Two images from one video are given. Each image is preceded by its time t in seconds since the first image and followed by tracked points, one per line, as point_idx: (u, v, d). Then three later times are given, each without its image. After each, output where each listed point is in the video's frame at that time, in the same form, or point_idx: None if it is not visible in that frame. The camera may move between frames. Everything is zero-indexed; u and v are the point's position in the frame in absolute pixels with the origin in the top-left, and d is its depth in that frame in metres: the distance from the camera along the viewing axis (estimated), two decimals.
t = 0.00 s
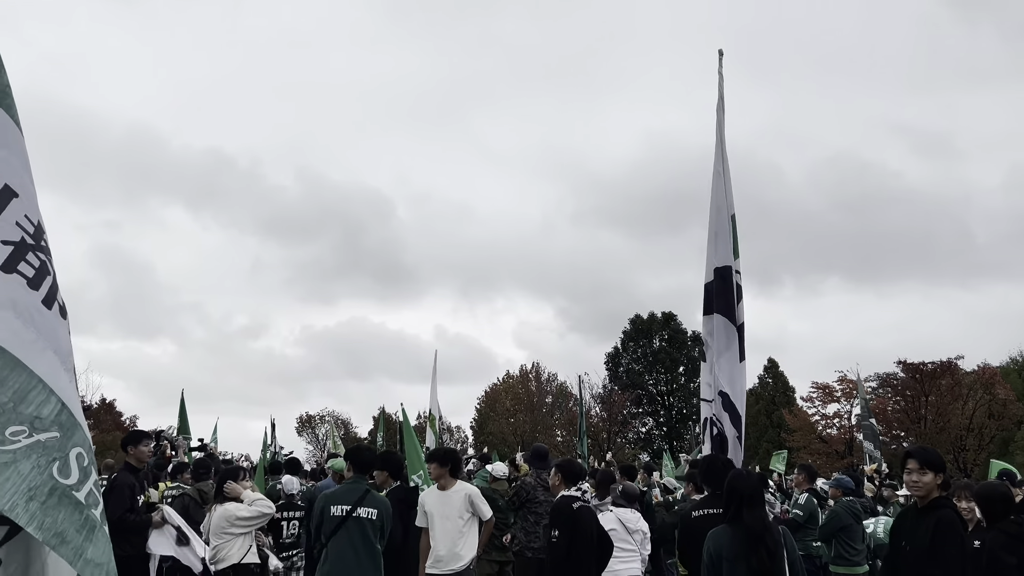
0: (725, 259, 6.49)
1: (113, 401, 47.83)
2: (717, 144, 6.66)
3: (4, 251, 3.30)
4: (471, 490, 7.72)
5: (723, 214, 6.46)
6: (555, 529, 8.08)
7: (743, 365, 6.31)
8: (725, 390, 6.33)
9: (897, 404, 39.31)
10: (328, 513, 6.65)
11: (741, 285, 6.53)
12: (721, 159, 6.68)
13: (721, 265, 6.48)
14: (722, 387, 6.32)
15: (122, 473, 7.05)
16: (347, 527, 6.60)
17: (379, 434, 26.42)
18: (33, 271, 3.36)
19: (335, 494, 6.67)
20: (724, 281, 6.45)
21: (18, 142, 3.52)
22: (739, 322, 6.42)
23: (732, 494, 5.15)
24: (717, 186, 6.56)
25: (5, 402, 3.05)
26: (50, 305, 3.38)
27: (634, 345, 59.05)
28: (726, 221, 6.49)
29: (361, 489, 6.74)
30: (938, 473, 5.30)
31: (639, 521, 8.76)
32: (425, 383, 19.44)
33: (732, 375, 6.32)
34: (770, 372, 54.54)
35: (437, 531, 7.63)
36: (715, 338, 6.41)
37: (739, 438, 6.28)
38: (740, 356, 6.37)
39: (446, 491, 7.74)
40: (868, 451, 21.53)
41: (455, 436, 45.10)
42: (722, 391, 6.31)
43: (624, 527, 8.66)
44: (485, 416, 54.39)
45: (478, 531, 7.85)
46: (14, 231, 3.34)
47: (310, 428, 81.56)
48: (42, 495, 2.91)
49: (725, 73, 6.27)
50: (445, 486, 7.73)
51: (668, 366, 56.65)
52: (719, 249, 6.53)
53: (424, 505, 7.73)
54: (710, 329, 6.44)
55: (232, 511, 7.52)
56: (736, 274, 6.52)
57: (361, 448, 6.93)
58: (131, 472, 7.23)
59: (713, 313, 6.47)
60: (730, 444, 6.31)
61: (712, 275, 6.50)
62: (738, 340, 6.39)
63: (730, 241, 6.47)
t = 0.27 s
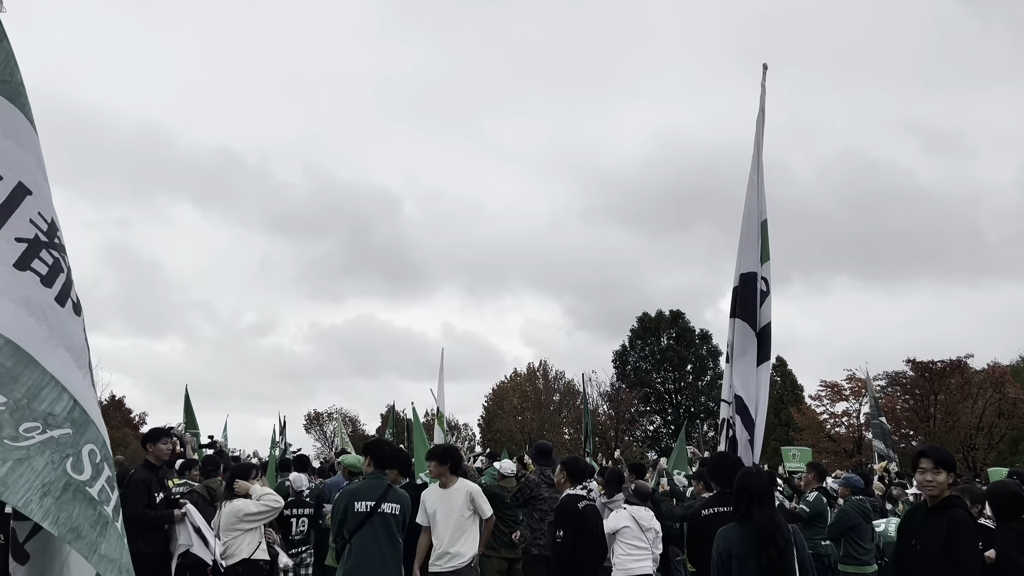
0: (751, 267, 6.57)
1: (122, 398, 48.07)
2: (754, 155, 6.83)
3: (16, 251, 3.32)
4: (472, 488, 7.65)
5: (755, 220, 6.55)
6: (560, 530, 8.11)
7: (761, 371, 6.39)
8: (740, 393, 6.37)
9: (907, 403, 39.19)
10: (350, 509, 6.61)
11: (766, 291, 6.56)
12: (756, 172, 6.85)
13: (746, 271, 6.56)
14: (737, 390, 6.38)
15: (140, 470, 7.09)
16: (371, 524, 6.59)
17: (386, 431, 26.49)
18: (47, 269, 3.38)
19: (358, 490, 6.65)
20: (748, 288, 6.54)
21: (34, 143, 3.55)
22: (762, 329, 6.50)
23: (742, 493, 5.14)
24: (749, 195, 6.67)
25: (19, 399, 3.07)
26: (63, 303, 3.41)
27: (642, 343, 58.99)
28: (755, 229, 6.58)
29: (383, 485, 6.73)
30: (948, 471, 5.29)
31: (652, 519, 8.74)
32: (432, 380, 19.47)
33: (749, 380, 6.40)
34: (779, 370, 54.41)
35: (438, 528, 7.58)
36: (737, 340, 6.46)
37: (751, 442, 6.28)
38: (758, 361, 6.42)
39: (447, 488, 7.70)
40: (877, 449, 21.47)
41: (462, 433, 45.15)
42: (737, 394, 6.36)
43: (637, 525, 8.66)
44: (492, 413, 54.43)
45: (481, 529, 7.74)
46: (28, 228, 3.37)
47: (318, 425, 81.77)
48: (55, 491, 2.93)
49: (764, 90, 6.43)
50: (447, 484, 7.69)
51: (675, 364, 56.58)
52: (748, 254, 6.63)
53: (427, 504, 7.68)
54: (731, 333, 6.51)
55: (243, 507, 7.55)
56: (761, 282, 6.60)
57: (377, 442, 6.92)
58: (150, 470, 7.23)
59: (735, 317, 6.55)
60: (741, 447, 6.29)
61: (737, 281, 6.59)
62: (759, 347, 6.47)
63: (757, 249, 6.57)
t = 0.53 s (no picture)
0: (779, 269, 6.49)
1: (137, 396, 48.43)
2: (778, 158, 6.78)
3: (35, 251, 3.37)
4: (486, 486, 7.63)
5: (779, 225, 6.48)
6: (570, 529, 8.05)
7: (786, 373, 6.35)
8: (764, 394, 6.35)
9: (921, 401, 38.96)
10: (375, 505, 6.64)
11: (791, 296, 6.48)
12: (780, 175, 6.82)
13: (772, 274, 6.51)
14: (761, 391, 6.36)
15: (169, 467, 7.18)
16: (395, 520, 6.61)
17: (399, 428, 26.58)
18: (66, 267, 3.41)
19: (381, 487, 6.68)
20: (774, 290, 6.49)
21: (54, 142, 3.59)
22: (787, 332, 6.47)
23: (757, 490, 5.13)
24: (776, 197, 6.60)
25: (37, 398, 3.11)
26: (83, 301, 3.42)
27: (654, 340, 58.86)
28: (782, 231, 6.51)
29: (407, 482, 6.75)
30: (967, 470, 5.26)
31: (665, 518, 8.72)
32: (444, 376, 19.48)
33: (773, 382, 6.38)
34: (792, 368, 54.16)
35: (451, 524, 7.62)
36: (762, 342, 6.46)
37: (773, 443, 6.27)
38: (783, 365, 6.40)
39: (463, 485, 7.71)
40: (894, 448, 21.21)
41: (474, 431, 45.23)
42: (761, 395, 6.35)
43: (650, 524, 8.63)
44: (504, 411, 54.48)
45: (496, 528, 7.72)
46: (46, 227, 3.40)
47: (331, 423, 82.08)
48: (73, 488, 2.97)
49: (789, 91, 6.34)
50: (463, 482, 7.71)
51: (688, 362, 56.43)
52: (773, 258, 6.54)
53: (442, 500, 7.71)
54: (755, 335, 6.50)
55: (259, 506, 7.61)
56: (787, 285, 6.51)
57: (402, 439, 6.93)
58: (181, 466, 7.30)
59: (759, 319, 6.52)
60: (763, 447, 6.30)
61: (762, 283, 6.56)
62: (785, 349, 6.43)
63: (784, 251, 6.49)
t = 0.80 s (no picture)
0: (792, 265, 6.47)
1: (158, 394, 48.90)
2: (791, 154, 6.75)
3: (59, 249, 3.40)
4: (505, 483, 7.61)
5: (794, 220, 6.44)
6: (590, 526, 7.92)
7: (801, 371, 6.33)
8: (779, 391, 6.32)
9: (942, 399, 38.63)
10: (391, 503, 6.66)
11: (806, 292, 6.46)
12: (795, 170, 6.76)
13: (788, 270, 6.47)
14: (777, 389, 6.32)
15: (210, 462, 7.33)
16: (411, 517, 6.62)
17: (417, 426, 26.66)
18: (89, 265, 3.44)
19: (397, 484, 6.70)
20: (790, 287, 6.46)
21: (76, 141, 3.62)
22: (802, 329, 6.44)
23: (777, 488, 5.09)
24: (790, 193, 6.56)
25: (61, 395, 3.13)
26: (106, 298, 3.45)
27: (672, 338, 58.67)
28: (796, 227, 6.48)
29: (423, 479, 6.75)
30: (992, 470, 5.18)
31: (679, 517, 8.69)
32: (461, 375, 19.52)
33: (788, 379, 6.35)
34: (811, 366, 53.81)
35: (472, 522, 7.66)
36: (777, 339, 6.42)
37: (787, 441, 6.24)
38: (798, 362, 6.37)
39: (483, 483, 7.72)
40: (915, 445, 21.02)
41: (492, 429, 45.32)
42: (776, 393, 6.31)
43: (664, 523, 8.63)
44: (521, 409, 54.53)
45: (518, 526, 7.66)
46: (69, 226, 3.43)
47: (349, 420, 82.47)
48: (96, 485, 3.00)
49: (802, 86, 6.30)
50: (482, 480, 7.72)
51: (706, 359, 56.21)
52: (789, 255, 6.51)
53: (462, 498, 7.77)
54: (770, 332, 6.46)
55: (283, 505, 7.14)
56: (802, 281, 6.50)
57: (420, 435, 6.95)
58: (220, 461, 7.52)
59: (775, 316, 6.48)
60: (777, 446, 6.26)
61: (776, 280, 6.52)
62: (800, 347, 6.41)
63: (798, 248, 6.46)
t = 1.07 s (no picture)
0: (805, 261, 6.41)
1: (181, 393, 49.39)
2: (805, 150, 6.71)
3: (85, 250, 3.45)
4: (529, 482, 7.61)
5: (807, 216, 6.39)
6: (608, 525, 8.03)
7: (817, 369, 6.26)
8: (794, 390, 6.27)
9: (969, 397, 38.19)
10: (409, 502, 6.68)
11: (819, 288, 6.39)
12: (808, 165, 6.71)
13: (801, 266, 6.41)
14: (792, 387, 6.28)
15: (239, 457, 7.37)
16: (428, 516, 6.63)
17: (437, 425, 26.74)
18: (115, 264, 3.47)
19: (414, 484, 6.71)
20: (804, 283, 6.41)
21: (103, 143, 3.67)
22: (816, 326, 6.37)
23: (801, 486, 5.05)
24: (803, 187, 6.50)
25: (89, 392, 3.17)
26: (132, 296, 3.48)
27: (693, 336, 58.37)
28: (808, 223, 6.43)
29: (440, 477, 6.75)
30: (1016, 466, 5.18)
31: (700, 517, 8.65)
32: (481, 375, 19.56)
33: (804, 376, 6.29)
34: (834, 364, 53.34)
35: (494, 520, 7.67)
36: (792, 336, 6.36)
37: (804, 439, 6.18)
38: (812, 358, 6.30)
39: (505, 481, 7.73)
40: (941, 443, 20.80)
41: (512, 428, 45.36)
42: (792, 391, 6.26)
43: (684, 523, 8.61)
44: (542, 407, 54.52)
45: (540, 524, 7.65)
46: (95, 226, 3.47)
47: (370, 419, 82.84)
48: (124, 481, 3.03)
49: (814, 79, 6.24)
50: (504, 478, 7.74)
51: (728, 357, 55.91)
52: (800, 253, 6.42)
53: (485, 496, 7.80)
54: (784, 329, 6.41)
55: (310, 502, 7.19)
56: (816, 277, 6.43)
57: (436, 434, 6.92)
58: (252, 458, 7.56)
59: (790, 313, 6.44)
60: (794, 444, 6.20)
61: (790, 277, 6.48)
62: (814, 343, 6.34)
63: (811, 245, 6.40)
